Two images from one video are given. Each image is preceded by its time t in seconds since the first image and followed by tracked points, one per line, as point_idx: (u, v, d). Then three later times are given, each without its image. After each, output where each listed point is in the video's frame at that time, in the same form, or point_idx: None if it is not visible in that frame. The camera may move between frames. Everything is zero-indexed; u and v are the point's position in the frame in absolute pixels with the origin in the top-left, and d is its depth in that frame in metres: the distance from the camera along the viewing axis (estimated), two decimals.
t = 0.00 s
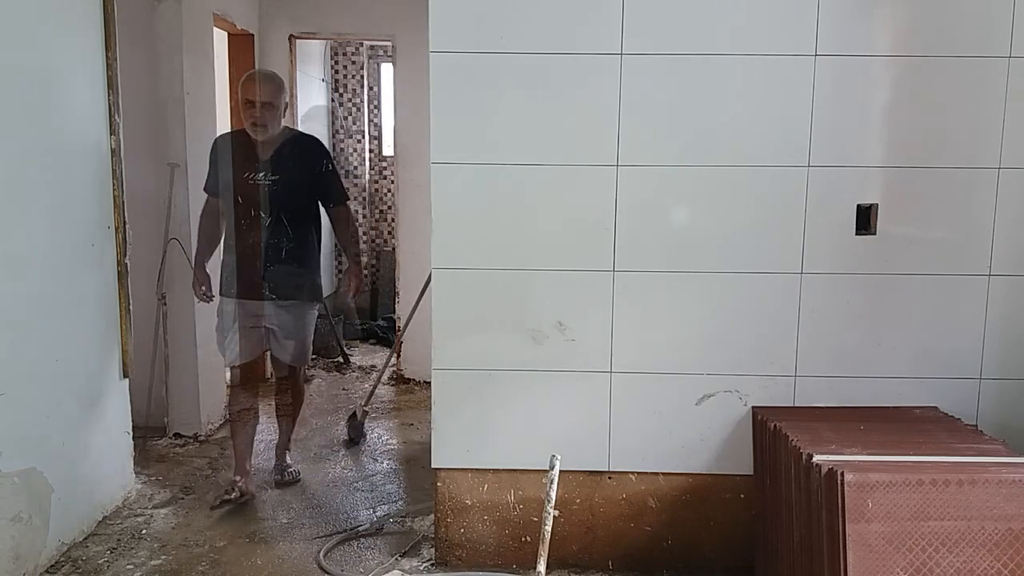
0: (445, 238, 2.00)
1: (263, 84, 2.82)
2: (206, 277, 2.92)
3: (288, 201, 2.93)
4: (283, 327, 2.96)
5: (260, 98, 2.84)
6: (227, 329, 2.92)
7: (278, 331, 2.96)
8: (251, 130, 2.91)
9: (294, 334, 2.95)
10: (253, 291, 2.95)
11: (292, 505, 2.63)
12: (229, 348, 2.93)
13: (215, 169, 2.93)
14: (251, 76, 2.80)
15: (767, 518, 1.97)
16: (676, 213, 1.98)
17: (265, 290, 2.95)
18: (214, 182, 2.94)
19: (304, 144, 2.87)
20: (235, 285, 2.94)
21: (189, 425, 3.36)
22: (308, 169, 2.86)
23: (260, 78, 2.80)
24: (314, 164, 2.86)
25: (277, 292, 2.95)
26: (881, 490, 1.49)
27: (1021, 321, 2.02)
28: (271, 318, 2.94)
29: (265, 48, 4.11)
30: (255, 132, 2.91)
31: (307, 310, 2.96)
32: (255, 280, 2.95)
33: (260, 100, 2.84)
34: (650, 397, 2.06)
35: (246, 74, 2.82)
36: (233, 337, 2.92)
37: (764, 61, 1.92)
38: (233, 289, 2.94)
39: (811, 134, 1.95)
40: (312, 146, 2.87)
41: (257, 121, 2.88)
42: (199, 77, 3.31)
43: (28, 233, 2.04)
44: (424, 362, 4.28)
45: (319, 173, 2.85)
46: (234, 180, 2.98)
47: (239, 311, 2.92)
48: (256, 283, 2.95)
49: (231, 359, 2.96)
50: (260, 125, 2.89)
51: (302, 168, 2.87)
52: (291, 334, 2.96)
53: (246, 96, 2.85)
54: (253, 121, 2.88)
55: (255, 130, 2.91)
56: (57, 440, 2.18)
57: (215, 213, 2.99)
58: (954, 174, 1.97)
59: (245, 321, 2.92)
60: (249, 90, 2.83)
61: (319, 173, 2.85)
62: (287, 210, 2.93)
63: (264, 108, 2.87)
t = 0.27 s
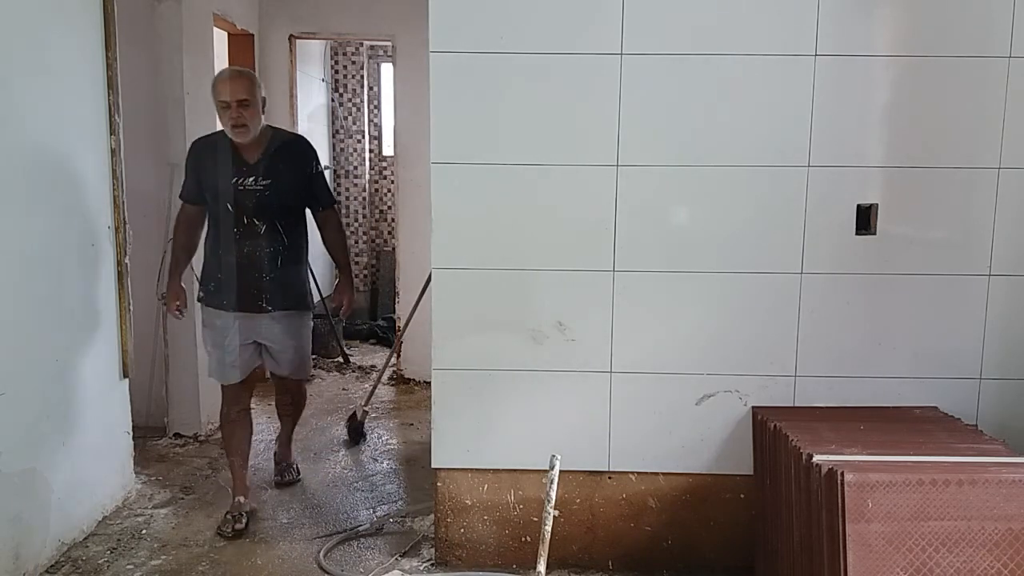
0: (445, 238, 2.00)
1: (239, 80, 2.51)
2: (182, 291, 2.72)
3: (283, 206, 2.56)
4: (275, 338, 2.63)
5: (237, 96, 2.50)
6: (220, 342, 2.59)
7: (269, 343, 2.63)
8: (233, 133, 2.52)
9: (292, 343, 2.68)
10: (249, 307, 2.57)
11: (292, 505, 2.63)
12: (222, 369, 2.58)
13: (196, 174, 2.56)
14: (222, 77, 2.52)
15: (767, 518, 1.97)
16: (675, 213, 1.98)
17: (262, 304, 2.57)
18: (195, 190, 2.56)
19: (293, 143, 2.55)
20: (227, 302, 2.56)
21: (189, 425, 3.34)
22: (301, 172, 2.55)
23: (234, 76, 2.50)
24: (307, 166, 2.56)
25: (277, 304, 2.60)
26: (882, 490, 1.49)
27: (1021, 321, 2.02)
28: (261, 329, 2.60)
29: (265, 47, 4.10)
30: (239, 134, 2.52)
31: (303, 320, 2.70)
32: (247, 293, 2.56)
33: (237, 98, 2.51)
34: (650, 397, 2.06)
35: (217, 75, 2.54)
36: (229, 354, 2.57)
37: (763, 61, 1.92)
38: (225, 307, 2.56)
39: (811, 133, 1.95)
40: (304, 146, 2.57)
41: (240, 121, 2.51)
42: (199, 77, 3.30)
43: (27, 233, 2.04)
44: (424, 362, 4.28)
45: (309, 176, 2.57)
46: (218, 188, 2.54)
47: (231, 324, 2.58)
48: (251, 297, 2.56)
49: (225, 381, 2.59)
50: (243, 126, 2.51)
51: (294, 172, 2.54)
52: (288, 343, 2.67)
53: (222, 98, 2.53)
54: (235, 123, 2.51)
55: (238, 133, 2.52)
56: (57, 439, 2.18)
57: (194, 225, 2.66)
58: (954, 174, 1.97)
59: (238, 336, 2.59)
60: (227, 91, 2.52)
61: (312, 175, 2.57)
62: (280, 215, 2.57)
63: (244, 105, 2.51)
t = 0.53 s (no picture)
0: (445, 239, 2.00)
1: (229, 68, 2.25)
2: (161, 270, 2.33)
3: (278, 199, 2.33)
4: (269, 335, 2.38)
5: (227, 84, 2.23)
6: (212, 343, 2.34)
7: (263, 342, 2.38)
8: (223, 125, 2.26)
9: (284, 342, 2.38)
10: (243, 307, 2.33)
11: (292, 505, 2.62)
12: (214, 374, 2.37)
13: (177, 163, 2.28)
14: (210, 65, 2.25)
15: (767, 518, 1.97)
16: (675, 213, 1.98)
17: (258, 303, 2.33)
18: (177, 181, 2.30)
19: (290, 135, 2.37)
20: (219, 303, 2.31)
21: (189, 425, 3.34)
22: (297, 166, 2.36)
23: (223, 64, 2.24)
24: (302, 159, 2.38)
25: (274, 302, 2.34)
26: (881, 490, 1.49)
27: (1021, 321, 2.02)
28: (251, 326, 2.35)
29: (266, 48, 4.09)
30: (230, 126, 2.26)
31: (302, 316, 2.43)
32: (240, 291, 2.32)
33: (227, 86, 2.24)
34: (650, 397, 2.06)
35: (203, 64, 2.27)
36: (222, 356, 2.35)
37: (763, 61, 1.92)
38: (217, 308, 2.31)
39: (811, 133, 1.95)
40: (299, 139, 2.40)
41: (229, 111, 2.24)
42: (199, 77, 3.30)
43: (27, 232, 2.04)
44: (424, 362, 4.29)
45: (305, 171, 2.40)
46: (206, 178, 2.28)
47: (221, 324, 2.34)
48: (246, 296, 2.33)
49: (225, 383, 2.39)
50: (235, 117, 2.25)
51: (289, 165, 2.34)
52: (279, 341, 2.38)
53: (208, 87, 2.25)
54: (227, 113, 2.25)
55: (229, 125, 2.26)
56: (56, 439, 2.18)
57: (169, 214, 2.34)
58: (954, 174, 1.97)
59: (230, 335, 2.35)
60: (214, 81, 2.23)
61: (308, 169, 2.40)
62: (275, 208, 2.34)
63: (235, 94, 2.25)
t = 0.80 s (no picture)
0: (445, 238, 2.00)
1: (228, 66, 2.08)
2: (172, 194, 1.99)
3: (273, 206, 2.12)
4: (252, 356, 2.16)
5: (225, 83, 2.07)
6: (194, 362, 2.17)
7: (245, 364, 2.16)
8: (218, 127, 2.08)
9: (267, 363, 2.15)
10: (229, 322, 2.12)
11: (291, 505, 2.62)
12: (199, 393, 2.22)
13: (171, 163, 2.10)
14: (208, 64, 2.09)
15: (767, 518, 1.97)
16: (675, 214, 1.98)
17: (245, 318, 2.12)
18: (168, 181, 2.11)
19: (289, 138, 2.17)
20: (205, 317, 2.12)
21: (189, 425, 3.34)
22: (295, 172, 2.16)
23: (220, 62, 2.08)
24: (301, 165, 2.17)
25: (263, 319, 2.13)
26: (881, 490, 1.49)
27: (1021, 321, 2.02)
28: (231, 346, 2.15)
29: (266, 48, 4.08)
30: (227, 128, 2.08)
31: (292, 332, 2.19)
32: (226, 305, 2.12)
33: (224, 85, 2.08)
34: (650, 397, 2.06)
35: (200, 63, 2.11)
36: (205, 376, 2.19)
37: (763, 61, 1.92)
38: (205, 322, 2.13)
39: (811, 133, 1.95)
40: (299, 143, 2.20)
41: (227, 111, 2.07)
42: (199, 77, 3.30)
43: (27, 232, 2.04)
44: (424, 361, 4.29)
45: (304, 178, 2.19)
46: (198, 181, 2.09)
47: (204, 342, 2.16)
48: (231, 311, 2.12)
49: (207, 404, 2.23)
50: (232, 118, 2.08)
51: (287, 170, 2.14)
52: (261, 363, 2.15)
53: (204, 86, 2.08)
54: (223, 114, 2.08)
55: (226, 126, 2.08)
56: (56, 439, 2.18)
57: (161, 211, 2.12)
58: (954, 174, 1.97)
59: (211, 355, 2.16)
60: (211, 79, 2.07)
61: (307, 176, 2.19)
62: (269, 216, 2.13)
63: (232, 94, 2.09)
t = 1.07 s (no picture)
0: (445, 238, 2.00)
1: (240, 58, 2.04)
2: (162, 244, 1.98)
3: (269, 213, 2.05)
4: (249, 371, 2.08)
5: (235, 75, 2.02)
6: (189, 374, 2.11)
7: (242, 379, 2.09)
8: (223, 120, 2.01)
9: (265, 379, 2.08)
10: (213, 333, 2.05)
11: (292, 504, 2.62)
12: (191, 405, 2.15)
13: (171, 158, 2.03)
14: (219, 54, 2.04)
15: (767, 518, 1.97)
16: (675, 213, 1.98)
17: (230, 331, 2.05)
18: (166, 178, 2.04)
19: (295, 141, 2.09)
20: (191, 324, 2.06)
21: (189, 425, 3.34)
22: (297, 178, 2.07)
23: (233, 53, 2.04)
24: (304, 173, 2.09)
25: (250, 330, 2.06)
26: (881, 490, 1.49)
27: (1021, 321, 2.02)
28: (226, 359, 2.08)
29: (266, 48, 4.08)
30: (231, 121, 2.01)
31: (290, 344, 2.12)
32: (211, 314, 2.05)
33: (235, 78, 2.03)
34: (650, 397, 2.06)
35: (211, 54, 2.06)
36: (199, 387, 2.12)
37: (763, 61, 1.92)
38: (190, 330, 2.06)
39: (811, 133, 1.95)
40: (306, 148, 2.11)
41: (234, 103, 2.01)
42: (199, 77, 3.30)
43: (27, 232, 2.04)
44: (424, 362, 4.29)
45: (306, 186, 2.10)
46: (195, 181, 2.01)
47: (197, 352, 2.09)
48: (216, 321, 2.05)
49: (201, 418, 2.17)
50: (238, 111, 2.01)
51: (288, 175, 2.06)
52: (258, 378, 2.08)
53: (213, 77, 2.03)
54: (230, 106, 2.01)
55: (231, 120, 2.01)
56: (56, 439, 2.18)
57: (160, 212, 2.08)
58: (954, 174, 1.97)
59: (204, 366, 2.09)
60: (221, 71, 2.02)
61: (310, 183, 2.10)
62: (266, 224, 2.05)
63: (242, 88, 2.03)
